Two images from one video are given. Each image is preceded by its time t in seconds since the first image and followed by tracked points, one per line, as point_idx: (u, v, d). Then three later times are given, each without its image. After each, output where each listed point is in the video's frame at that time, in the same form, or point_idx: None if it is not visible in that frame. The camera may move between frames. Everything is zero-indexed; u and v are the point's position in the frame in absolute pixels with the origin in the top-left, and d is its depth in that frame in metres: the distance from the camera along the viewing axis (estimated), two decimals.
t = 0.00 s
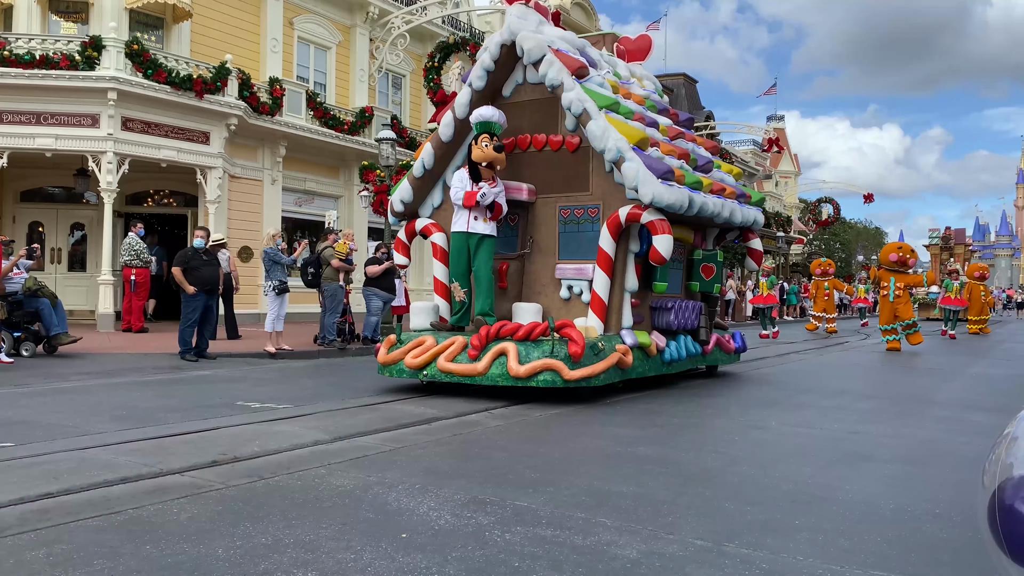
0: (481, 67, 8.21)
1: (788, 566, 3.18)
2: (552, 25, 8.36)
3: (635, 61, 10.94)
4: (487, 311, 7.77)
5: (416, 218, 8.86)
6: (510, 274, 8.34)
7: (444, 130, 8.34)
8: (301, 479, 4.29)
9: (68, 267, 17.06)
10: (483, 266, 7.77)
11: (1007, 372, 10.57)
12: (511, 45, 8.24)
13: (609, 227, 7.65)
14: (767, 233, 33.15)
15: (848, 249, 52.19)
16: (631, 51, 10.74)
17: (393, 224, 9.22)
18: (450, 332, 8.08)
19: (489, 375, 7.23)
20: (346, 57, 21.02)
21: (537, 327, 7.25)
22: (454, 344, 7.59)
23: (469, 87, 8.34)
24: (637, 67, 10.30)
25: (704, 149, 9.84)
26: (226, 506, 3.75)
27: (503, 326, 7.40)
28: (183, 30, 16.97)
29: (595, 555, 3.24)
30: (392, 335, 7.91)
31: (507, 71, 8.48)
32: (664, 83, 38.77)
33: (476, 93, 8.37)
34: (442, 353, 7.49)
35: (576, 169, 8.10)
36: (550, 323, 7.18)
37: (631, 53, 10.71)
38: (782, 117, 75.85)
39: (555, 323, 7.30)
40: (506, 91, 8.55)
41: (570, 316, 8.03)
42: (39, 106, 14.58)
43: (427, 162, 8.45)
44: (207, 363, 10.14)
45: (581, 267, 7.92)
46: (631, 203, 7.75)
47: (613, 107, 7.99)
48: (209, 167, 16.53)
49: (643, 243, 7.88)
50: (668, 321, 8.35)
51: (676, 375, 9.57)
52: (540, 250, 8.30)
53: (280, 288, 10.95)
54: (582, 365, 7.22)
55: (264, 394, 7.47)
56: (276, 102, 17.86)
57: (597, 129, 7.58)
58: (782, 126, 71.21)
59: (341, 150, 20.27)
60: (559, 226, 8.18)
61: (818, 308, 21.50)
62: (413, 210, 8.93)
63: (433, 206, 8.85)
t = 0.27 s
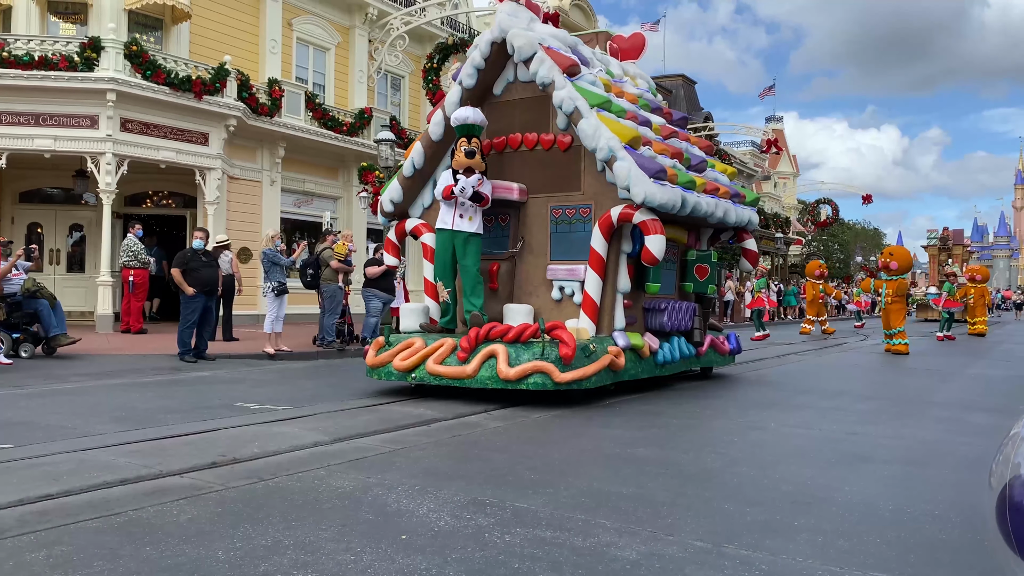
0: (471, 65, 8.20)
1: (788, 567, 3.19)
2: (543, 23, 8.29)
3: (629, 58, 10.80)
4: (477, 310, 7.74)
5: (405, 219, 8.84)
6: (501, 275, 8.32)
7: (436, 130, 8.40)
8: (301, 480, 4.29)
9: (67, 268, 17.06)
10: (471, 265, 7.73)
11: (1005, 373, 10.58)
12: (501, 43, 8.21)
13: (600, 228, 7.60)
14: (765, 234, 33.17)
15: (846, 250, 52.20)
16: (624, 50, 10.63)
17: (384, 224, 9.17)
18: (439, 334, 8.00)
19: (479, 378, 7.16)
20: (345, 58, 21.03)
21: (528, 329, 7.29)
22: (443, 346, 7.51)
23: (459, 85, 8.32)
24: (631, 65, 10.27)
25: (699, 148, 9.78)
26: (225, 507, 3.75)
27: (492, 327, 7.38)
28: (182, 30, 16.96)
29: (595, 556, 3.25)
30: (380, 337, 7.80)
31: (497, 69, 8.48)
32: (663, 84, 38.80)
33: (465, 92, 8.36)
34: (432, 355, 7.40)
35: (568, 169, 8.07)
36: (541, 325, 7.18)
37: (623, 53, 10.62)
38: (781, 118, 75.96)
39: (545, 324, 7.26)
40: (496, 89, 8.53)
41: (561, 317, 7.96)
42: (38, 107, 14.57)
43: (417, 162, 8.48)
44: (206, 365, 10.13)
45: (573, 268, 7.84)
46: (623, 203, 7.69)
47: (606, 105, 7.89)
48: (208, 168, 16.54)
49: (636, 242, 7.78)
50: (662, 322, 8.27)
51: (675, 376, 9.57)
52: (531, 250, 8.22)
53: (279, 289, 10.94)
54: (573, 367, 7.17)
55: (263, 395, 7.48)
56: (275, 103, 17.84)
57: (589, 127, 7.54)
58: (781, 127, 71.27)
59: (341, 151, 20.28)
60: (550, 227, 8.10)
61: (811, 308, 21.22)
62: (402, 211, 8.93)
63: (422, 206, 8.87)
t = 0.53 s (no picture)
0: (463, 62, 8.14)
1: (787, 568, 3.19)
2: (535, 19, 8.16)
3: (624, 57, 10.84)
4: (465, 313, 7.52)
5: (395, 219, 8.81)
6: (493, 275, 8.21)
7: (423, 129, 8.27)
8: (301, 481, 4.29)
9: (66, 269, 17.06)
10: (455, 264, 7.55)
11: (1005, 374, 10.59)
12: (494, 40, 8.13)
13: (593, 227, 7.51)
14: (765, 235, 33.20)
15: (845, 250, 52.22)
16: (619, 47, 10.66)
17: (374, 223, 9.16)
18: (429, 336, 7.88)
19: (468, 380, 7.03)
20: (344, 59, 21.03)
21: (519, 330, 7.13)
22: (432, 348, 7.40)
23: (450, 83, 8.27)
24: (626, 64, 10.19)
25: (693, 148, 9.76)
26: (226, 508, 3.75)
27: (482, 329, 7.23)
28: (181, 31, 16.96)
29: (596, 557, 3.25)
30: (370, 339, 7.72)
31: (490, 67, 8.40)
32: (662, 85, 38.84)
33: (457, 90, 8.30)
34: (420, 357, 7.28)
35: (561, 168, 7.94)
36: (532, 326, 7.04)
37: (619, 50, 10.65)
38: (779, 119, 76.07)
39: (536, 326, 7.14)
40: (489, 87, 8.46)
41: (554, 318, 7.83)
42: (37, 108, 14.57)
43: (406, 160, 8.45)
44: (205, 366, 10.12)
45: (565, 269, 7.72)
46: (616, 203, 7.60)
47: (598, 104, 7.85)
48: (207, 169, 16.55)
49: (630, 243, 7.79)
50: (655, 323, 8.18)
51: (674, 377, 9.58)
52: (523, 250, 8.10)
53: (278, 290, 10.93)
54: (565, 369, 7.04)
55: (263, 397, 7.47)
56: (274, 104, 17.86)
57: (581, 126, 7.46)
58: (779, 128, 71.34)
59: (340, 152, 20.29)
60: (543, 226, 8.00)
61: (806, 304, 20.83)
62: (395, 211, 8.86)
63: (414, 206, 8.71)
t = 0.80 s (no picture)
0: (453, 60, 8.07)
1: (787, 569, 3.20)
2: (526, 17, 8.08)
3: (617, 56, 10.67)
4: (453, 314, 7.43)
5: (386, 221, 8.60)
6: (484, 275, 8.18)
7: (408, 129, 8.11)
8: (300, 483, 4.29)
9: (65, 270, 17.04)
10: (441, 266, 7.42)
11: (1004, 375, 10.60)
12: (484, 37, 8.03)
13: (586, 227, 7.42)
14: (763, 236, 33.25)
15: (843, 251, 52.28)
16: (612, 47, 10.52)
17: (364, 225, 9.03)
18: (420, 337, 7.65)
19: (457, 383, 6.88)
20: (343, 60, 21.02)
21: (509, 332, 6.94)
22: (420, 350, 7.22)
23: (440, 81, 8.21)
24: (619, 61, 10.04)
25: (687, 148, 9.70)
26: (226, 510, 3.75)
27: (472, 331, 7.05)
28: (180, 32, 16.96)
29: (595, 559, 3.25)
30: (358, 341, 7.52)
31: (481, 65, 8.32)
32: (661, 86, 38.90)
33: (447, 88, 8.26)
34: (409, 360, 7.11)
35: (552, 168, 7.92)
36: (522, 328, 6.87)
37: (612, 49, 10.49)
38: (778, 120, 76.11)
39: (526, 327, 6.99)
40: (480, 86, 8.39)
41: (546, 319, 7.80)
42: (37, 109, 14.58)
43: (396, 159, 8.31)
44: (205, 367, 10.12)
45: (557, 269, 7.70)
46: (608, 203, 7.51)
47: (590, 102, 7.80)
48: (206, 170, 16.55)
49: (623, 244, 7.63)
50: (649, 325, 8.09)
51: (673, 378, 9.58)
52: (514, 250, 8.07)
53: (277, 291, 10.93)
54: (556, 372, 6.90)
55: (262, 398, 7.47)
56: (273, 105, 17.86)
57: (572, 125, 7.32)
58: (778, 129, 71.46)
59: (339, 153, 20.28)
60: (534, 227, 7.96)
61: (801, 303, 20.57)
62: (384, 211, 8.65)
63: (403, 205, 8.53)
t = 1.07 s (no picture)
0: (444, 58, 8.05)
1: (787, 571, 3.20)
2: (518, 14, 8.01)
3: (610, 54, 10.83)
4: (442, 319, 7.38)
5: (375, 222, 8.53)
6: (475, 276, 8.14)
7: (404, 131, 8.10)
8: (300, 485, 4.29)
9: (64, 271, 17.03)
10: (432, 270, 7.33)
11: (1004, 376, 10.60)
12: (475, 35, 7.97)
13: (577, 228, 7.35)
14: (763, 237, 33.26)
15: (843, 252, 52.34)
16: (606, 45, 10.70)
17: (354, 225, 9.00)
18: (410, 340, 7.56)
19: (447, 386, 6.79)
20: (343, 62, 21.04)
21: (499, 333, 6.84)
22: (410, 353, 7.15)
23: (431, 79, 8.15)
24: (613, 62, 9.99)
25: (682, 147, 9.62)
26: (225, 511, 3.75)
27: (462, 332, 6.97)
28: (180, 34, 16.97)
29: (595, 560, 3.25)
30: (346, 344, 7.48)
31: (473, 62, 8.23)
32: (661, 88, 38.93)
33: (438, 87, 8.19)
34: (398, 362, 7.04)
35: (544, 167, 7.81)
36: (512, 330, 6.78)
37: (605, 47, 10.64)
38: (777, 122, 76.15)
39: (517, 329, 6.88)
40: (471, 84, 8.30)
41: (537, 321, 7.73)
42: (36, 111, 14.59)
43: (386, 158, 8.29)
44: (204, 368, 10.12)
45: (549, 270, 7.60)
46: (601, 203, 7.42)
47: (583, 101, 7.64)
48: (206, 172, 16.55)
49: (615, 245, 7.63)
50: (642, 326, 8.04)
51: (671, 381, 9.58)
52: (506, 251, 8.01)
53: (277, 292, 10.93)
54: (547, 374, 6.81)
55: (261, 399, 7.46)
56: (273, 106, 17.88)
57: (565, 123, 7.30)
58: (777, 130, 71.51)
59: (338, 154, 20.28)
60: (526, 227, 7.87)
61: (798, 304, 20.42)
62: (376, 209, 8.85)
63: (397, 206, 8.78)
